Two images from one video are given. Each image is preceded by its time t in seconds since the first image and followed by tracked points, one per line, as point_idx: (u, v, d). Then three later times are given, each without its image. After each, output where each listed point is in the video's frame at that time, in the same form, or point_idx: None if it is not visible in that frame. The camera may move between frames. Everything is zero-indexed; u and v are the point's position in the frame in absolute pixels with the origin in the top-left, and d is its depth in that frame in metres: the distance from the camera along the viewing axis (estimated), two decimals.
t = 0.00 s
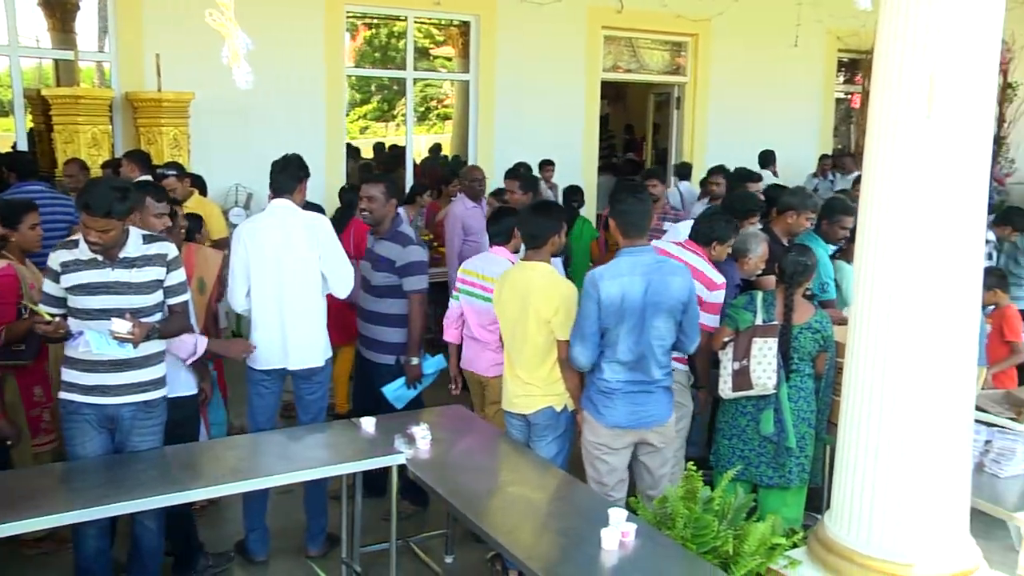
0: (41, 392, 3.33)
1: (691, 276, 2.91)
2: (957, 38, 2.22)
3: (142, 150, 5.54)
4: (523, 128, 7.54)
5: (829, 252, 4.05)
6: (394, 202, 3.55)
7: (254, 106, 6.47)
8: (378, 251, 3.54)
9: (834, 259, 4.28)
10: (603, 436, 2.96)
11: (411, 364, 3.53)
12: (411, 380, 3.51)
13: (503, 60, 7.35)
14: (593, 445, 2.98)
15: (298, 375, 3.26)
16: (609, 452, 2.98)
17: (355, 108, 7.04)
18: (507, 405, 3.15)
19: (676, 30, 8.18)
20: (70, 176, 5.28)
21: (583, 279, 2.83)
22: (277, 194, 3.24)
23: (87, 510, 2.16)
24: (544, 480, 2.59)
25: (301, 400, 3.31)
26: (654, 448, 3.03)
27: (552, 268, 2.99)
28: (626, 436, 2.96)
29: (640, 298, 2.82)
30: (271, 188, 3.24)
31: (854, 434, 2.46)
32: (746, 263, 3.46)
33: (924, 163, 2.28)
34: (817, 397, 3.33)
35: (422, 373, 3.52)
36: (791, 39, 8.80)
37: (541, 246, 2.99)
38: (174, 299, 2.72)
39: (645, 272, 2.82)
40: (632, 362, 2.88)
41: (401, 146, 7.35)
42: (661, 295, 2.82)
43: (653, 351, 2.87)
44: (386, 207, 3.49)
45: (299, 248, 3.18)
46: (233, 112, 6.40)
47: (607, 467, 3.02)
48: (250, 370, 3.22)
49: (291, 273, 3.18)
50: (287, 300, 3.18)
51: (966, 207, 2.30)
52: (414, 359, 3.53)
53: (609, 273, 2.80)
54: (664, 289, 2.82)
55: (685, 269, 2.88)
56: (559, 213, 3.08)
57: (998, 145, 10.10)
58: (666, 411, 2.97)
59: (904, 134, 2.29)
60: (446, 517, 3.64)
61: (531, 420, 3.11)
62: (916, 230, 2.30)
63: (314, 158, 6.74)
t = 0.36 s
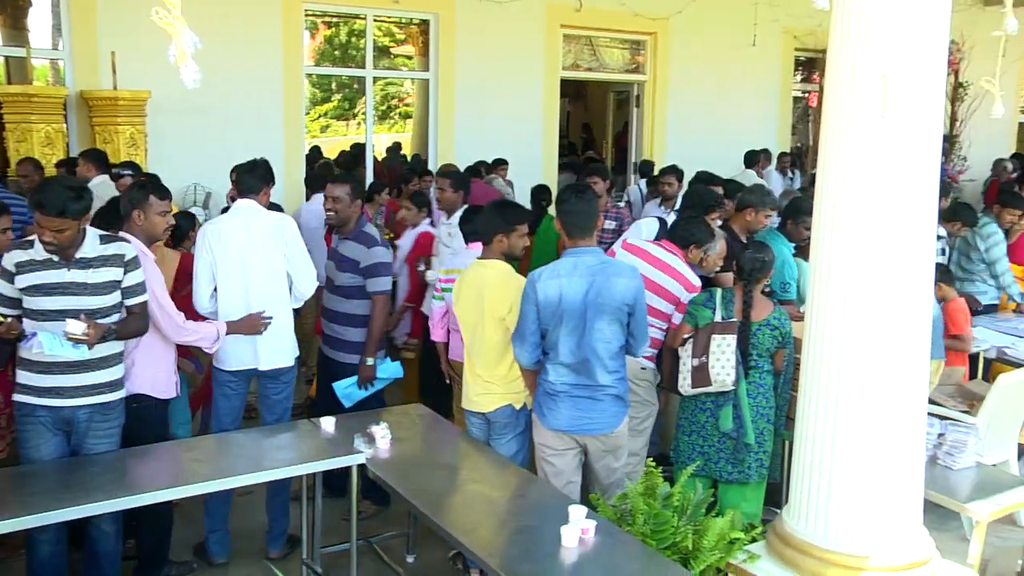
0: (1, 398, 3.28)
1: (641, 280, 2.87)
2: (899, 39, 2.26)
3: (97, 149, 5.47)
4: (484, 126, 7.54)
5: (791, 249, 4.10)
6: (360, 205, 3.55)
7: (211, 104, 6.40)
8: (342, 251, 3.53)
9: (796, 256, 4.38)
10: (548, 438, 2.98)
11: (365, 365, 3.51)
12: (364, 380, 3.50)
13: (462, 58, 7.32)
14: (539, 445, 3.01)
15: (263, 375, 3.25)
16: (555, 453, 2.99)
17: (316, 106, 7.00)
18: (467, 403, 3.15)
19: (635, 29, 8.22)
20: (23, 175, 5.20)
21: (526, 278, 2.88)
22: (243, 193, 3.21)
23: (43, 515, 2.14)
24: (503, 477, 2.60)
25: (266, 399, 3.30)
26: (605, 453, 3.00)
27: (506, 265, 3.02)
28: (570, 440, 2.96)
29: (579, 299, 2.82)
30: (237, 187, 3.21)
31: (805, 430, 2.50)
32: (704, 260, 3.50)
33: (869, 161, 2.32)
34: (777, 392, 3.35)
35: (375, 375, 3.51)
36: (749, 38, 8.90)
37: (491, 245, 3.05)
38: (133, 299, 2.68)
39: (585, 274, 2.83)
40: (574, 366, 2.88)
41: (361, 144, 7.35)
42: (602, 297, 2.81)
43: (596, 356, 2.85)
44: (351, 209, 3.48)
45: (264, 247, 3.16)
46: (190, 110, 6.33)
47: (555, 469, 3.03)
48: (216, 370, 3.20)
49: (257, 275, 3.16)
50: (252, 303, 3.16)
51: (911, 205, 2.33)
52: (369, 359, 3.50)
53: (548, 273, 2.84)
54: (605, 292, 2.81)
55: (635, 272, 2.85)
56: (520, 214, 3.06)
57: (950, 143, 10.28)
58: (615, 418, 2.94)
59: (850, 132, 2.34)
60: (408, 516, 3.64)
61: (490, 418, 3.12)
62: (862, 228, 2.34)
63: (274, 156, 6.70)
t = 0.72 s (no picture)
0: None
1: (591, 283, 2.87)
2: (845, 45, 2.29)
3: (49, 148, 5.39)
4: (443, 127, 7.53)
5: (749, 252, 4.15)
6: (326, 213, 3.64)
7: (167, 104, 6.33)
8: (306, 254, 3.52)
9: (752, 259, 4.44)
10: (501, 442, 2.99)
11: (332, 370, 3.48)
12: (332, 386, 3.46)
13: (421, 60, 7.29)
14: (493, 450, 3.01)
15: (225, 377, 3.22)
16: (508, 457, 3.00)
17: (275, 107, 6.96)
18: (423, 406, 3.15)
19: (594, 33, 8.24)
20: None
21: (477, 283, 2.91)
22: (202, 195, 3.19)
23: None
24: (460, 480, 2.60)
25: (225, 402, 3.28)
26: (557, 458, 3.00)
27: (461, 267, 3.02)
28: (522, 444, 2.97)
29: (529, 303, 2.84)
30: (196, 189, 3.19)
31: (756, 431, 2.53)
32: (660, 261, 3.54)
33: (817, 164, 2.35)
34: (734, 395, 3.37)
35: (343, 380, 3.49)
36: (707, 42, 8.98)
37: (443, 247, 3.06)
38: (87, 302, 2.64)
39: (535, 277, 2.84)
40: (525, 370, 2.88)
41: (320, 145, 7.31)
42: (552, 300, 2.81)
43: (547, 360, 2.85)
44: (314, 212, 3.58)
45: (229, 247, 3.14)
46: (145, 110, 6.25)
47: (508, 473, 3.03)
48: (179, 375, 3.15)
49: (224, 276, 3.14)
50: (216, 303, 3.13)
51: (859, 209, 2.37)
52: (336, 364, 3.47)
53: (497, 278, 2.86)
54: (556, 296, 2.81)
55: (585, 276, 2.86)
56: (474, 214, 3.08)
57: (901, 148, 10.46)
58: (567, 423, 2.94)
59: (798, 136, 2.38)
60: (365, 520, 3.63)
61: (447, 420, 3.12)
62: (811, 230, 2.38)
63: (231, 157, 6.64)
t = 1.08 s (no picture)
0: None
1: (547, 284, 2.89)
2: (793, 51, 2.33)
3: None
4: (401, 129, 7.51)
5: (703, 254, 4.19)
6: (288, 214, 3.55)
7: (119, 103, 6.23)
8: (268, 257, 3.48)
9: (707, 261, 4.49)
10: (459, 444, 2.99)
11: (295, 375, 3.48)
12: (294, 391, 3.46)
13: (379, 61, 7.27)
14: (451, 452, 3.01)
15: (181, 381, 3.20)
16: (466, 459, 3.00)
17: (230, 107, 6.89)
18: (378, 408, 3.15)
19: (552, 36, 8.25)
20: None
21: (433, 285, 2.90)
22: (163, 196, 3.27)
23: None
24: (416, 482, 2.60)
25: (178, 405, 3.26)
26: (517, 459, 3.02)
27: (416, 269, 3.02)
28: (481, 446, 2.97)
29: (486, 305, 2.84)
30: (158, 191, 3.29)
31: (710, 433, 2.56)
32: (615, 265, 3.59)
33: (768, 168, 2.38)
34: (691, 396, 3.41)
35: (305, 385, 3.49)
36: (664, 47, 9.06)
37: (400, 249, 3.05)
38: (33, 304, 2.62)
39: (491, 279, 2.84)
40: (483, 372, 2.89)
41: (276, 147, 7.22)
42: (508, 303, 2.83)
43: (505, 362, 2.85)
44: (274, 215, 3.48)
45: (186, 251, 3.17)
46: (96, 109, 6.15)
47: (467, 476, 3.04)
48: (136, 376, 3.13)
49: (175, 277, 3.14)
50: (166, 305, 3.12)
51: (808, 212, 2.41)
52: (298, 369, 3.46)
53: (453, 280, 2.85)
54: (513, 297, 2.82)
55: (541, 278, 2.88)
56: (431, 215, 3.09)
57: (853, 153, 10.63)
58: (525, 424, 2.95)
59: (749, 139, 2.41)
60: (320, 523, 3.61)
61: (402, 422, 3.12)
62: (763, 233, 2.41)
63: (185, 158, 6.56)
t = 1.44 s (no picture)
0: None
1: (509, 287, 2.92)
2: (745, 55, 2.36)
3: None
4: (354, 131, 7.47)
5: (654, 256, 4.22)
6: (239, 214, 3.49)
7: (66, 104, 6.12)
8: (223, 259, 3.45)
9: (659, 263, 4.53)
10: (418, 444, 2.98)
11: (255, 376, 3.52)
12: (254, 391, 3.52)
13: (331, 63, 7.22)
14: (410, 452, 3.00)
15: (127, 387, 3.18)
16: (426, 459, 2.99)
17: (181, 109, 6.80)
18: (330, 412, 3.13)
19: (505, 39, 8.25)
20: None
21: (395, 285, 2.88)
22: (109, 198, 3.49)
23: None
24: (369, 486, 2.59)
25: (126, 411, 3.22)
26: (476, 459, 3.03)
27: (370, 271, 3.01)
28: (441, 446, 2.97)
29: (450, 306, 2.85)
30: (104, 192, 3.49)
31: (663, 433, 2.57)
32: (571, 268, 3.65)
33: (722, 170, 2.41)
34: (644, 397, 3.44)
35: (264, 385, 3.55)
36: (616, 50, 9.12)
37: (358, 250, 3.00)
38: None
39: (454, 280, 2.85)
40: (445, 372, 2.89)
41: (228, 149, 7.15)
42: (471, 304, 2.84)
43: (467, 362, 2.87)
44: (230, 216, 3.41)
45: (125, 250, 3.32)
46: (42, 110, 6.03)
47: (426, 476, 3.03)
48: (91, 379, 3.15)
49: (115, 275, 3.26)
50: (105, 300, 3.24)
51: (761, 214, 2.44)
52: (261, 370, 3.51)
53: (417, 280, 2.85)
54: (476, 298, 2.84)
55: (503, 280, 2.90)
56: (385, 217, 3.09)
57: (803, 157, 10.78)
58: (485, 423, 2.97)
59: (703, 141, 2.43)
60: (272, 528, 3.58)
61: (354, 426, 3.10)
62: (716, 235, 2.43)
63: (134, 160, 6.46)
